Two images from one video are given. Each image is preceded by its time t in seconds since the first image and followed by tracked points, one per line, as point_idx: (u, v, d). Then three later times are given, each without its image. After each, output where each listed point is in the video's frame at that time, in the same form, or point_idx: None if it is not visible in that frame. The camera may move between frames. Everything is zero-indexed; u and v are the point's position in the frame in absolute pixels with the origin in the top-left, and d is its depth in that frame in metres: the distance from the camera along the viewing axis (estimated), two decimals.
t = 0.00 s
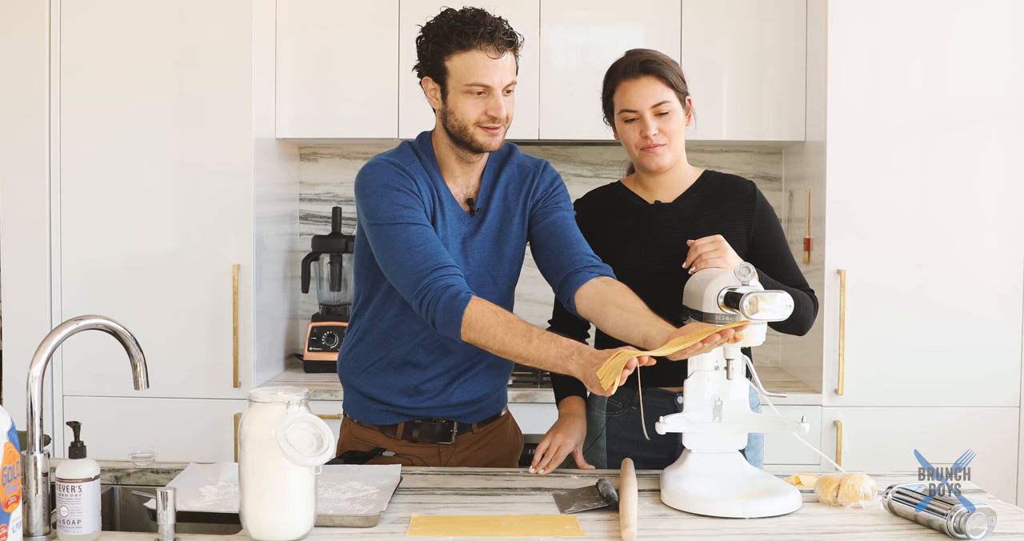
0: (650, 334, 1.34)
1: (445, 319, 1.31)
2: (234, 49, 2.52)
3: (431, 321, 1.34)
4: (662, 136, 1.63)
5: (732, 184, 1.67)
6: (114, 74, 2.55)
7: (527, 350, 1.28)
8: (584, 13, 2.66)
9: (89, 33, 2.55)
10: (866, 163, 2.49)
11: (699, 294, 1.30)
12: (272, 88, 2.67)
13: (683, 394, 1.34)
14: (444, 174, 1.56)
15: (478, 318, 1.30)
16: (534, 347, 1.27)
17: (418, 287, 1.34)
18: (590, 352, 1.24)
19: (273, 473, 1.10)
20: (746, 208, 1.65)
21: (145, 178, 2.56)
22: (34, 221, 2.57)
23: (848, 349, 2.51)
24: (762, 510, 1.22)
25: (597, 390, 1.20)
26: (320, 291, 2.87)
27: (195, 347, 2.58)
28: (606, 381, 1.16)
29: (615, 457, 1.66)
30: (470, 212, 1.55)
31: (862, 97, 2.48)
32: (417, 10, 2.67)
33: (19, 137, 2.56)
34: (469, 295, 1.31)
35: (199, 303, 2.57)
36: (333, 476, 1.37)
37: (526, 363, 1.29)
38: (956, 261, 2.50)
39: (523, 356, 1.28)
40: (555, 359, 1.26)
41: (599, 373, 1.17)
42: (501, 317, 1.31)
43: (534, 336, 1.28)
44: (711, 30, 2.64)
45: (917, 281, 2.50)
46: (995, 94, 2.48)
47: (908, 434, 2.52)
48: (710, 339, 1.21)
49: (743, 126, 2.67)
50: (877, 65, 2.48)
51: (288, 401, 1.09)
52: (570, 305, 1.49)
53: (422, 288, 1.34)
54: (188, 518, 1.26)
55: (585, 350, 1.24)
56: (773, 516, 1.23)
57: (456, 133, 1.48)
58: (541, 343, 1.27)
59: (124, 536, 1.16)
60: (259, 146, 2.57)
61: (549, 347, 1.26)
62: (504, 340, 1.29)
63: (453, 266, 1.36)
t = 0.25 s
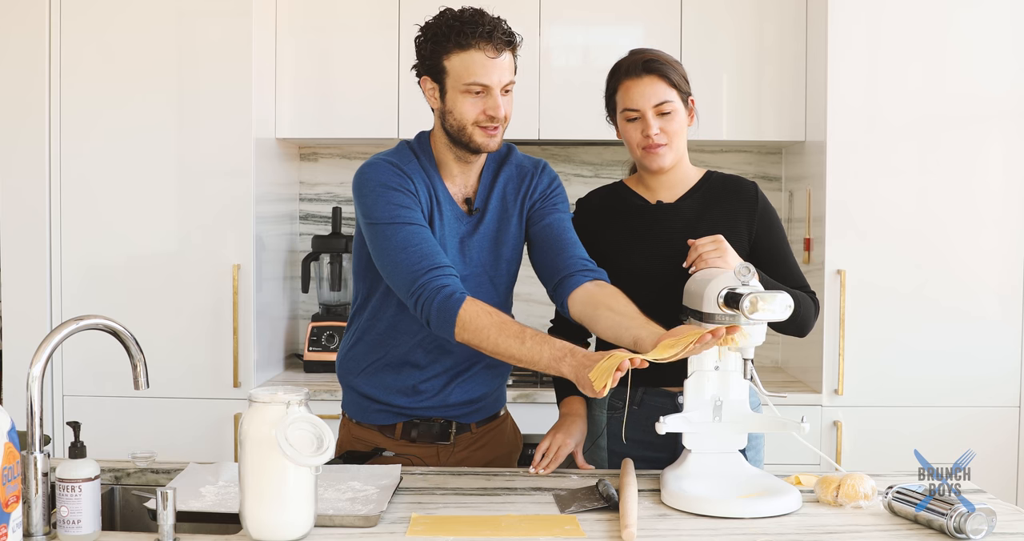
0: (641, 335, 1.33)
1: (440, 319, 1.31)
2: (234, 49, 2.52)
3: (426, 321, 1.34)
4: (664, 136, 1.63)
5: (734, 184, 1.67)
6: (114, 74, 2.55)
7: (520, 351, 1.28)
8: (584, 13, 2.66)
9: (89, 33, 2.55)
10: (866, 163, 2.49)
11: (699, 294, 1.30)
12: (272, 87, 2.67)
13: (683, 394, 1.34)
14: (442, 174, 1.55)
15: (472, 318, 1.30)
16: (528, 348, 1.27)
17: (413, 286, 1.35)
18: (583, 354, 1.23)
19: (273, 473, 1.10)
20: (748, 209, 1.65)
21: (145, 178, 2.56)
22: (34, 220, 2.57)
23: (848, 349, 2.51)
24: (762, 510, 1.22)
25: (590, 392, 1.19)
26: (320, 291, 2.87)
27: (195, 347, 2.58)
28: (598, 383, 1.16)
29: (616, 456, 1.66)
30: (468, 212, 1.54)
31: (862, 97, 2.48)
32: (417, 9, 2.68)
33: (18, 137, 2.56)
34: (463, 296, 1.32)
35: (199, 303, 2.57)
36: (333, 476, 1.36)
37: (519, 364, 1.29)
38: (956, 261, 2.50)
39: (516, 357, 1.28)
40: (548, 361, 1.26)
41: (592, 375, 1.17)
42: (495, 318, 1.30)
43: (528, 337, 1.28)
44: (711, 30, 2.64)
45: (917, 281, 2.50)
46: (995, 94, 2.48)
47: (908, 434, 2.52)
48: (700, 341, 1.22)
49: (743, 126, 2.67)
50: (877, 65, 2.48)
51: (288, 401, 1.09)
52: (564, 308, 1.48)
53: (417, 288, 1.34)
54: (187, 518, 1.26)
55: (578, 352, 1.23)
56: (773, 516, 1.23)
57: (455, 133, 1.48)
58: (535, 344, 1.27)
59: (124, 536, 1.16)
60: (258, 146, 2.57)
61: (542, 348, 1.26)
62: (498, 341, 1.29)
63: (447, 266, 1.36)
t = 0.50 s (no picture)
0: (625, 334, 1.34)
1: (427, 321, 1.32)
2: (233, 49, 2.52)
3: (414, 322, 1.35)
4: (667, 136, 1.63)
5: (739, 186, 1.67)
6: (114, 74, 2.55)
7: (507, 352, 1.28)
8: (584, 13, 2.66)
9: (90, 33, 2.55)
10: (865, 163, 2.49)
11: (699, 294, 1.30)
12: (272, 87, 2.67)
13: (683, 394, 1.34)
14: (438, 172, 1.55)
15: (460, 320, 1.30)
16: (515, 350, 1.27)
17: (403, 287, 1.36)
18: (569, 355, 1.24)
19: (272, 473, 1.10)
20: (752, 211, 1.65)
21: (145, 179, 2.56)
22: (35, 220, 2.57)
23: (848, 349, 2.51)
24: (762, 510, 1.22)
25: (578, 394, 1.21)
26: (320, 291, 2.87)
27: (195, 347, 2.58)
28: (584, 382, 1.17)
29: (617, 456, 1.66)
30: (465, 211, 1.54)
31: (863, 97, 2.48)
32: (417, 9, 2.68)
33: (18, 137, 2.56)
34: (452, 298, 1.32)
35: (200, 304, 2.57)
36: (333, 476, 1.37)
37: (506, 366, 1.29)
38: (956, 261, 2.50)
39: (503, 358, 1.28)
40: (535, 362, 1.27)
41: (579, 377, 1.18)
42: (483, 319, 1.30)
43: (515, 339, 1.28)
44: (710, 30, 2.64)
45: (917, 281, 2.50)
46: (995, 94, 2.48)
47: (908, 434, 2.52)
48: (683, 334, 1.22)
49: (743, 126, 2.66)
50: (877, 65, 2.48)
51: (288, 401, 1.09)
52: (551, 313, 1.50)
53: (407, 289, 1.35)
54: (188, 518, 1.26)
55: (565, 354, 1.24)
56: (773, 516, 1.23)
57: (452, 132, 1.48)
58: (522, 346, 1.27)
59: (124, 535, 1.16)
60: (259, 146, 2.57)
61: (529, 350, 1.27)
62: (485, 342, 1.29)
63: (438, 268, 1.37)
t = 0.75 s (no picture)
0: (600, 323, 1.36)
1: (409, 321, 1.34)
2: (233, 49, 2.52)
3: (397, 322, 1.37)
4: (673, 157, 1.63)
5: (751, 206, 1.69)
6: (114, 74, 2.55)
7: (487, 350, 1.28)
8: (584, 13, 2.66)
9: (90, 33, 2.55)
10: (865, 163, 2.49)
11: (699, 294, 1.30)
12: (272, 87, 2.67)
13: (683, 395, 1.35)
14: (431, 170, 1.55)
15: (441, 320, 1.31)
16: (494, 347, 1.28)
17: (387, 287, 1.38)
18: (549, 350, 1.24)
19: (273, 473, 1.10)
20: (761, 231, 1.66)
21: (145, 179, 2.56)
22: (35, 221, 2.57)
23: (848, 349, 2.51)
24: (762, 510, 1.22)
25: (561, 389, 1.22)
26: (320, 291, 2.87)
27: (195, 347, 2.58)
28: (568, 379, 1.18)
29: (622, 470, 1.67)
30: (457, 207, 1.55)
31: (863, 97, 2.48)
32: (417, 9, 2.68)
33: (18, 137, 2.56)
34: (433, 298, 1.33)
35: (200, 304, 2.57)
36: (333, 476, 1.36)
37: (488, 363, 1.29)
38: (956, 262, 2.50)
39: (484, 356, 1.29)
40: (515, 359, 1.26)
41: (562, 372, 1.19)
42: (463, 318, 1.31)
43: (495, 336, 1.28)
44: (711, 29, 2.64)
45: (917, 281, 2.50)
46: (995, 94, 2.48)
47: (908, 434, 2.52)
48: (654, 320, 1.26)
49: (743, 126, 2.66)
50: (877, 65, 2.48)
51: (288, 401, 1.09)
52: (529, 315, 1.51)
53: (390, 289, 1.38)
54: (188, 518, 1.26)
55: (544, 349, 1.24)
56: (773, 516, 1.23)
57: (445, 129, 1.48)
58: (501, 343, 1.28)
59: (125, 536, 1.16)
60: (259, 146, 2.57)
61: (509, 346, 1.27)
62: (466, 341, 1.30)
63: (421, 268, 1.39)
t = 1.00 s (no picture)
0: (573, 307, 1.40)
1: (388, 321, 1.37)
2: (233, 49, 2.52)
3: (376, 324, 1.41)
4: (676, 178, 1.64)
5: (759, 225, 1.66)
6: (114, 74, 2.55)
7: (467, 342, 1.31)
8: (584, 13, 2.66)
9: (90, 33, 2.55)
10: (864, 163, 2.49)
11: (699, 294, 1.30)
12: (272, 87, 2.67)
13: (683, 395, 1.35)
14: (420, 166, 1.55)
15: (420, 316, 1.34)
16: (473, 339, 1.30)
17: (367, 288, 1.42)
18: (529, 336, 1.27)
19: (273, 474, 1.10)
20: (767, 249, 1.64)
21: (145, 179, 2.56)
22: (35, 221, 2.57)
23: (848, 350, 2.51)
24: (762, 510, 1.22)
25: (549, 372, 1.24)
26: (320, 291, 2.87)
27: (195, 347, 2.58)
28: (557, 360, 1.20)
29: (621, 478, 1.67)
30: (446, 203, 1.56)
31: (862, 97, 2.48)
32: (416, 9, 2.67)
33: (18, 137, 2.56)
34: (412, 297, 1.37)
35: (200, 303, 2.57)
36: (333, 476, 1.37)
37: (468, 355, 1.32)
38: (956, 262, 2.50)
39: (464, 349, 1.32)
40: (495, 347, 1.29)
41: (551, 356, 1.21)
42: (442, 313, 1.35)
43: (473, 328, 1.31)
44: (710, 29, 2.64)
45: (916, 282, 2.50)
46: (995, 94, 2.48)
47: (908, 434, 2.52)
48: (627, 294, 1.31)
49: (743, 126, 2.66)
50: (877, 66, 2.48)
51: (288, 401, 1.09)
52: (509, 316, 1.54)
53: (370, 290, 1.41)
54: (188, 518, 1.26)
55: (523, 337, 1.27)
56: (773, 516, 1.23)
57: (433, 125, 1.48)
58: (480, 334, 1.30)
59: (125, 536, 1.16)
60: (258, 146, 2.57)
61: (488, 336, 1.30)
62: (446, 334, 1.33)
63: (401, 268, 1.43)
